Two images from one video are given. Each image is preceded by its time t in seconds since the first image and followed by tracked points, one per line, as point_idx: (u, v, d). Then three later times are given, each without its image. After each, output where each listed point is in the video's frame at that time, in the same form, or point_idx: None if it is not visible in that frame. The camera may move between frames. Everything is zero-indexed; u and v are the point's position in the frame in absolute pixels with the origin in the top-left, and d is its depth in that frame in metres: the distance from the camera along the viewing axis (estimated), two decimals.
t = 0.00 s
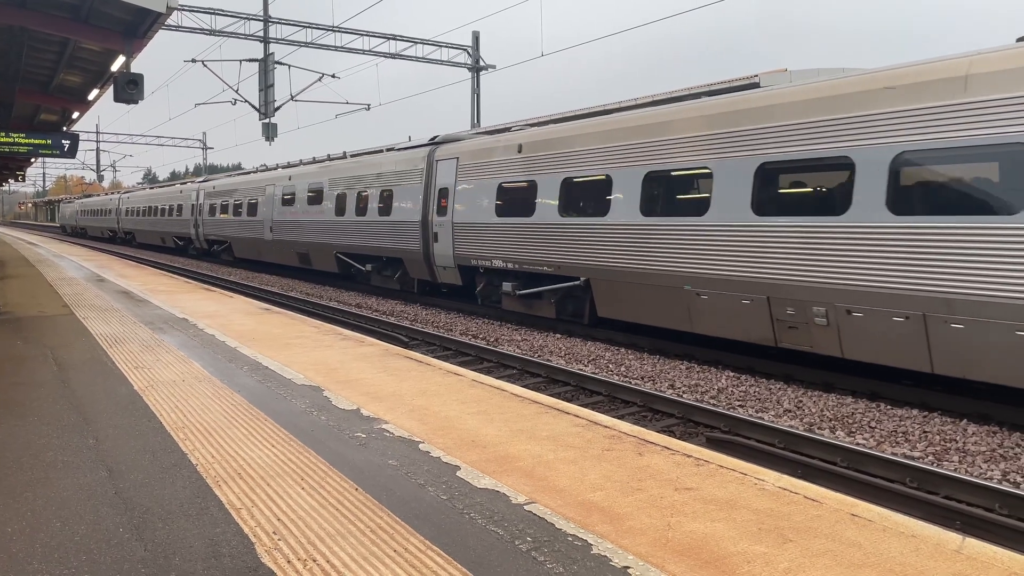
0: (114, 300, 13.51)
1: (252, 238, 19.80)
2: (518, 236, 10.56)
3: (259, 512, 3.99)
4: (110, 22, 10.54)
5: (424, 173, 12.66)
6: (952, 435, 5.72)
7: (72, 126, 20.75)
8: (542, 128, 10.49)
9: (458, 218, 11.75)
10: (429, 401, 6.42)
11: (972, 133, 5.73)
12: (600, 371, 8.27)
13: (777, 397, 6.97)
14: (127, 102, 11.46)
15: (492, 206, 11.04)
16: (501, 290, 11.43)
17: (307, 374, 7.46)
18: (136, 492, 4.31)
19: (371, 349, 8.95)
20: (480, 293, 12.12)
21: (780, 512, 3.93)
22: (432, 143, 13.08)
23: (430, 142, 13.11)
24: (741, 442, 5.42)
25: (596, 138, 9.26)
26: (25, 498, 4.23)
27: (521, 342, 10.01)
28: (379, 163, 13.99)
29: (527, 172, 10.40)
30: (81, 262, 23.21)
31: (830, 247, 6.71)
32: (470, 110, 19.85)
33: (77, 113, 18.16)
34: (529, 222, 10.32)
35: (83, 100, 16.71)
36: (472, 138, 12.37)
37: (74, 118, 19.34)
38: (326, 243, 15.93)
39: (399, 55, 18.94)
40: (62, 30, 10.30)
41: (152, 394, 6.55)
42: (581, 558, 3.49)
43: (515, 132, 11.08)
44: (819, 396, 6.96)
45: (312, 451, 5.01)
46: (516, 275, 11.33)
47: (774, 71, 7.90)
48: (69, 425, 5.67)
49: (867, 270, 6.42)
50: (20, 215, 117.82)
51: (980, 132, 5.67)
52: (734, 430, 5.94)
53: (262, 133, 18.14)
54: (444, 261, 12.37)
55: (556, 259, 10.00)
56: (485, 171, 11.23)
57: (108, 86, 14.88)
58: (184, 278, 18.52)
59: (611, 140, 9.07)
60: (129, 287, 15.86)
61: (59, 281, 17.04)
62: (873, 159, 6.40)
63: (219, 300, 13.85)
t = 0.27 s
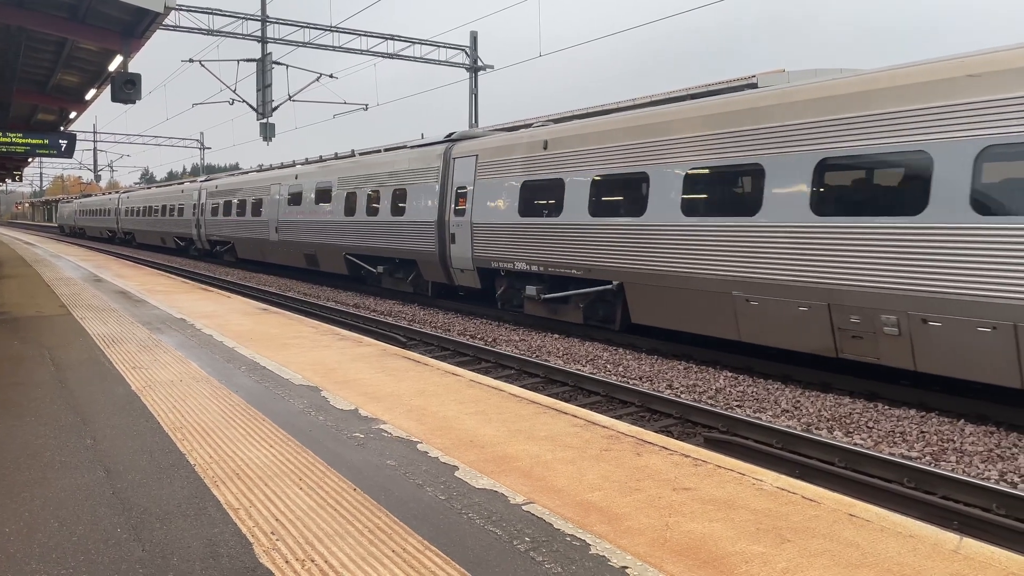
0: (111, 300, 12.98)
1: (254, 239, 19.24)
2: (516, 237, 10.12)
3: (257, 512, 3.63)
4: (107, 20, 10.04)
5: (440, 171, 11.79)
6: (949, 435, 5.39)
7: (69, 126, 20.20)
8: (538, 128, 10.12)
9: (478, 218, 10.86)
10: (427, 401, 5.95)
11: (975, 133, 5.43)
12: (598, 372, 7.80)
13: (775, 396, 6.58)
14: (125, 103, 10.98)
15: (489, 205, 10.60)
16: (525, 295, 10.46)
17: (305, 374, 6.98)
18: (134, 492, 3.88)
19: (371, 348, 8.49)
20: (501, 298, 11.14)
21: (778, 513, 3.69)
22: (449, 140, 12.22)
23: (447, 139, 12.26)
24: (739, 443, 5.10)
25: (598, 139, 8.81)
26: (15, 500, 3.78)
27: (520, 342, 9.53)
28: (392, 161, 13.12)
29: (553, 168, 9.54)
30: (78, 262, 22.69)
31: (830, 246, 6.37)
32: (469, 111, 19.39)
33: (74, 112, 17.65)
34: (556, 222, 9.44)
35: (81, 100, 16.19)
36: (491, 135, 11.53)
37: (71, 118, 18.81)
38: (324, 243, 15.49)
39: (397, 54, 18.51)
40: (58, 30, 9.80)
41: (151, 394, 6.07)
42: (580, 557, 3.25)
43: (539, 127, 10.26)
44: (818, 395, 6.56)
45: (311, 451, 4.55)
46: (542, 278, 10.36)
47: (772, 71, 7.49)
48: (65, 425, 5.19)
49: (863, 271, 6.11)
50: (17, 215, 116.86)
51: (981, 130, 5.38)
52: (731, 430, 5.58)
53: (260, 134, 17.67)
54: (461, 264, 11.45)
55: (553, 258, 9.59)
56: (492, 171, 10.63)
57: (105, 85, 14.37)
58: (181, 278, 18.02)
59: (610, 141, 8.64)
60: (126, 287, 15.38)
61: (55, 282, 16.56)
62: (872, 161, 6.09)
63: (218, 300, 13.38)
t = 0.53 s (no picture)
0: (109, 300, 13.50)
1: (250, 238, 19.46)
2: (510, 236, 10.57)
3: (255, 512, 3.99)
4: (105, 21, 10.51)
5: (460, 170, 11.66)
6: (948, 436, 5.69)
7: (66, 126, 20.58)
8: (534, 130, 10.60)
9: (499, 219, 10.74)
10: (425, 402, 6.41)
11: (951, 133, 5.86)
12: (596, 372, 8.27)
13: (774, 398, 6.96)
14: (123, 102, 11.44)
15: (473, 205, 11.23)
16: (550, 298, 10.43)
17: (303, 374, 7.45)
18: (132, 492, 4.31)
19: (366, 349, 8.94)
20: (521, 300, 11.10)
21: (777, 513, 3.93)
22: (466, 137, 12.08)
23: (465, 137, 12.13)
24: (738, 442, 5.40)
25: (605, 136, 9.13)
26: (22, 497, 4.24)
27: (517, 343, 9.99)
28: (408, 160, 12.97)
29: (579, 168, 9.46)
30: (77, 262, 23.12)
31: (819, 248, 6.79)
32: (466, 111, 19.86)
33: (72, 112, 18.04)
34: (584, 223, 9.35)
35: (80, 100, 16.63)
36: (510, 132, 11.41)
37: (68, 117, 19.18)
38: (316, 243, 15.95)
39: (396, 56, 18.95)
40: (58, 30, 10.26)
41: (148, 394, 6.55)
42: (578, 558, 3.49)
43: (563, 124, 10.17)
44: (816, 396, 6.94)
45: (310, 452, 4.98)
46: (568, 282, 10.31)
47: (770, 72, 7.94)
48: (64, 425, 5.65)
49: (851, 270, 6.53)
50: (15, 215, 116.91)
51: (970, 130, 5.74)
52: (730, 431, 5.95)
53: (258, 133, 18.16)
54: (480, 266, 11.31)
55: (547, 259, 10.05)
56: (504, 170, 10.75)
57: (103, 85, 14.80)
58: (179, 277, 18.47)
59: (610, 140, 9.07)
60: (124, 287, 15.85)
61: (54, 281, 17.00)
62: (844, 161, 6.60)
63: (216, 300, 13.84)
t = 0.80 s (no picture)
0: (108, 300, 13.49)
1: (248, 238, 19.37)
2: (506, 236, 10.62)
3: (255, 513, 3.99)
4: (103, 21, 10.50)
5: (484, 168, 11.10)
6: (946, 436, 5.70)
7: (65, 127, 20.56)
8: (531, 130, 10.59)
9: (526, 219, 10.23)
10: (424, 402, 6.40)
11: (945, 132, 5.90)
12: (595, 372, 8.27)
13: (772, 398, 6.97)
14: (121, 102, 11.43)
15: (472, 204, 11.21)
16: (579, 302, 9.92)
17: (302, 374, 7.45)
18: (130, 492, 4.30)
19: (365, 349, 8.94)
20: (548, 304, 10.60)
21: (775, 513, 3.93)
22: (488, 133, 11.52)
23: (487, 132, 11.53)
24: (736, 443, 5.41)
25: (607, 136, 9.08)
26: (21, 497, 4.25)
27: (516, 343, 9.99)
28: (426, 157, 12.40)
29: (613, 166, 8.96)
30: (76, 262, 23.10)
31: (818, 247, 6.80)
32: (465, 111, 19.87)
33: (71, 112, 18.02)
34: (619, 223, 8.85)
35: (78, 100, 16.61)
36: (533, 128, 10.96)
37: (67, 117, 19.16)
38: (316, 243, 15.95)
39: (394, 55, 18.94)
40: (55, 29, 10.24)
41: (147, 395, 6.55)
42: (577, 559, 3.49)
43: (594, 119, 9.65)
44: (814, 397, 6.93)
45: (309, 453, 4.98)
46: (600, 285, 9.80)
47: (769, 72, 7.93)
48: (63, 426, 5.65)
49: (849, 268, 6.55)
50: (14, 215, 116.80)
51: (966, 129, 5.76)
52: (729, 431, 5.96)
53: (256, 133, 18.12)
54: (504, 269, 10.82)
55: (545, 258, 10.04)
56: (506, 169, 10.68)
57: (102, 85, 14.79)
58: (178, 278, 18.46)
59: (610, 140, 9.05)
60: (122, 287, 15.83)
61: (53, 281, 16.99)
62: (839, 160, 6.65)
63: (215, 300, 13.85)
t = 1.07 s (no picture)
0: (107, 300, 13.49)
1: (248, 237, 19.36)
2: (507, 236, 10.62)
3: (255, 513, 3.98)
4: (102, 21, 10.49)
5: (509, 165, 10.65)
6: (946, 435, 5.70)
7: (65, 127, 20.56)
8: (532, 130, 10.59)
9: (555, 218, 9.80)
10: (423, 402, 6.40)
11: (940, 132, 5.92)
12: (595, 372, 8.26)
13: (772, 397, 6.97)
14: (120, 102, 11.43)
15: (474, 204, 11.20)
16: (612, 307, 9.40)
17: (302, 374, 7.44)
18: (129, 492, 4.30)
19: (365, 349, 8.93)
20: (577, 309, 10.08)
21: (775, 513, 3.93)
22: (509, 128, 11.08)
23: (509, 127, 11.09)
24: (736, 442, 5.41)
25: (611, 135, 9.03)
26: (20, 496, 4.26)
27: (516, 343, 9.99)
28: (446, 154, 11.95)
29: (650, 161, 8.53)
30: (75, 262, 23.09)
31: (819, 247, 6.79)
32: (465, 111, 19.86)
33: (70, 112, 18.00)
34: (657, 223, 8.42)
35: (77, 99, 16.60)
36: (558, 123, 10.56)
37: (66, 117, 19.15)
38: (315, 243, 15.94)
39: (394, 55, 18.93)
40: (55, 29, 10.24)
41: (146, 395, 6.54)
42: (576, 558, 3.49)
43: (626, 112, 9.19)
44: (814, 396, 6.93)
45: (308, 453, 4.98)
46: (634, 289, 9.27)
47: (767, 71, 7.94)
48: (62, 425, 5.64)
49: (849, 267, 6.57)
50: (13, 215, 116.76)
51: (961, 129, 5.78)
52: (728, 430, 5.95)
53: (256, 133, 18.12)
54: (531, 271, 10.38)
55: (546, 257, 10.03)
56: (509, 168, 10.62)
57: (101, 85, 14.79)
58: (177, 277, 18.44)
59: (612, 140, 9.02)
60: (121, 286, 15.82)
61: (52, 281, 16.98)
62: (841, 159, 6.64)
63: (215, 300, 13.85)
